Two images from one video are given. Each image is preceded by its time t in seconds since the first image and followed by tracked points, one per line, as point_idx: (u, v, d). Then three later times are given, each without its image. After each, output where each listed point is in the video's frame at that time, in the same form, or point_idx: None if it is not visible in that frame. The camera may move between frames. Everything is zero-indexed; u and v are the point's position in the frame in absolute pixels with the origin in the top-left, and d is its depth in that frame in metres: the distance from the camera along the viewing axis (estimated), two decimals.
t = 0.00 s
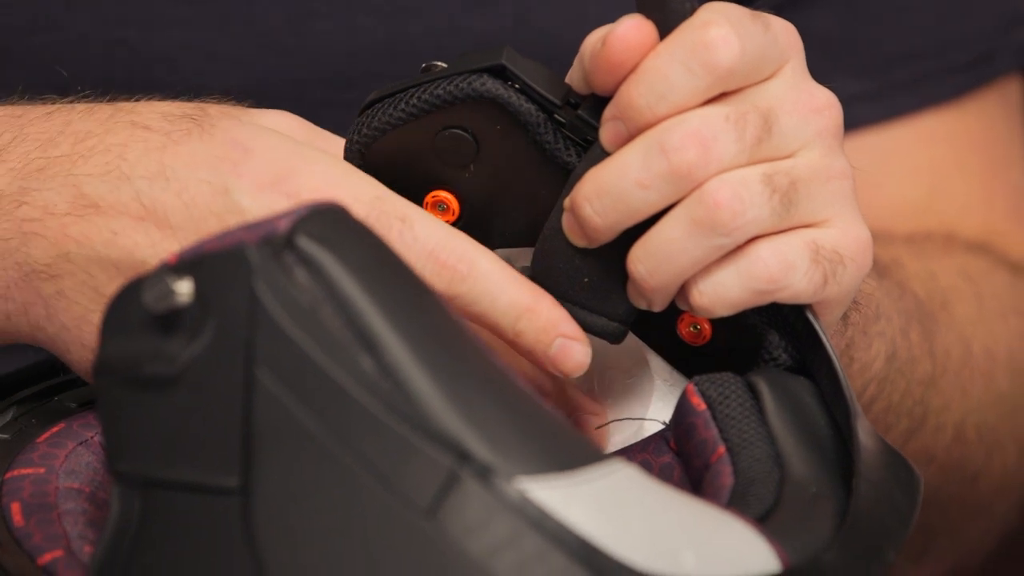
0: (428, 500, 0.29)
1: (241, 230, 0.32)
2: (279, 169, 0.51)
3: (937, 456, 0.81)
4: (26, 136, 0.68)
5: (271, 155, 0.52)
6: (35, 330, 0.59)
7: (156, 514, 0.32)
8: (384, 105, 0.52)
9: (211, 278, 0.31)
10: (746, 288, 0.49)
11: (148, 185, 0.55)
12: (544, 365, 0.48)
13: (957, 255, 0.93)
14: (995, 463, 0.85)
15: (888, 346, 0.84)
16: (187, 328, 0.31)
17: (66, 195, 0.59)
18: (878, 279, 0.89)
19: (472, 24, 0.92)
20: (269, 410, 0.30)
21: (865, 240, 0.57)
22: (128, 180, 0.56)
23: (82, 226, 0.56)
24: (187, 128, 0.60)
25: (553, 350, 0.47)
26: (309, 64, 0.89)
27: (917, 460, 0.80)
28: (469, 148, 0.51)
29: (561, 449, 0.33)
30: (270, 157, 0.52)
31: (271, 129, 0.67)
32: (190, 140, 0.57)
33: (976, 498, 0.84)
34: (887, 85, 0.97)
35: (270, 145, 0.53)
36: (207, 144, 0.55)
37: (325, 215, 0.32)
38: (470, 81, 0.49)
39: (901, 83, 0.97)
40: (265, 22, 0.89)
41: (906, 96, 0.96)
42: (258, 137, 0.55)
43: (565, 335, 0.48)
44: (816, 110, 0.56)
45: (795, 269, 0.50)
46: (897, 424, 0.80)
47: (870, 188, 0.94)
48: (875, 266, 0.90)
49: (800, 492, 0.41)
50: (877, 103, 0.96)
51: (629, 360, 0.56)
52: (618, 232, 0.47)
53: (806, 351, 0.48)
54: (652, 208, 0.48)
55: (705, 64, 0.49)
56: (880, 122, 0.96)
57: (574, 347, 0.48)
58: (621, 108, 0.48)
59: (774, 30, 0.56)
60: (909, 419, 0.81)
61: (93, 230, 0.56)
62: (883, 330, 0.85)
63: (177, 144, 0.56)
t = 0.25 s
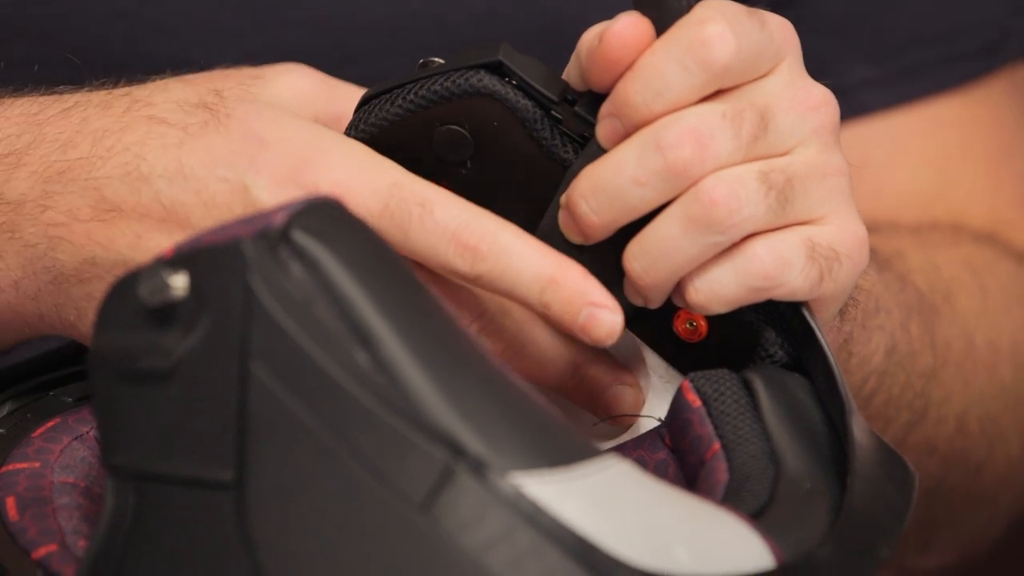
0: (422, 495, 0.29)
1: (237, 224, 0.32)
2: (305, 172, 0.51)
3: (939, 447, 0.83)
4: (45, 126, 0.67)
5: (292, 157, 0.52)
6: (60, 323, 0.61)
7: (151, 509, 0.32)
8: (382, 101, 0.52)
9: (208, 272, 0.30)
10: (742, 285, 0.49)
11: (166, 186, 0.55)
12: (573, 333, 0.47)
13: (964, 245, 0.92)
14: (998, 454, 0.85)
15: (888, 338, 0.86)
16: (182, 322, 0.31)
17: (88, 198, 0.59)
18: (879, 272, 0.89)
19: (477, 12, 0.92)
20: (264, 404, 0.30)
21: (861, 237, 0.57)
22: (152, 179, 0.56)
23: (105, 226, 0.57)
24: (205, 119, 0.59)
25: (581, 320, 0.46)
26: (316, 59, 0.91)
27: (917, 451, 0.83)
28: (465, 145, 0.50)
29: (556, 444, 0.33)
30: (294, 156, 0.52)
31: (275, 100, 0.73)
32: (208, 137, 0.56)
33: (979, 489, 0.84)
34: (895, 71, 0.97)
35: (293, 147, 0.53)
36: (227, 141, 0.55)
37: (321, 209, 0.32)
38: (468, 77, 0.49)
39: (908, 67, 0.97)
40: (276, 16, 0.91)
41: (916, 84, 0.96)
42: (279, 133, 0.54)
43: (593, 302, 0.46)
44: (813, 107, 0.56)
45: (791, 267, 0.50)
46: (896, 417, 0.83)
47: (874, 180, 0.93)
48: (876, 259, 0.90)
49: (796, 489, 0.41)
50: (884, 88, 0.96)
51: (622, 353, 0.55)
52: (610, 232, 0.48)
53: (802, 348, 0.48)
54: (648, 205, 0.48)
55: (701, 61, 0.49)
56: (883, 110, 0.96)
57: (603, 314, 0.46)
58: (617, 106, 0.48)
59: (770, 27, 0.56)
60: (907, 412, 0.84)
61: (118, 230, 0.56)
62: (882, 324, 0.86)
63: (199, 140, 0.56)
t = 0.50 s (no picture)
0: (416, 489, 0.30)
1: (229, 219, 0.32)
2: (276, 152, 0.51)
3: (935, 447, 0.83)
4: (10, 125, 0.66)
5: (263, 140, 0.52)
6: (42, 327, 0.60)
7: (145, 505, 0.32)
8: (373, 99, 0.52)
9: (201, 267, 0.31)
10: (735, 281, 0.49)
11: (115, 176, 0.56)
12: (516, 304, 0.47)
13: (964, 247, 0.93)
14: (996, 457, 0.85)
15: (883, 339, 0.85)
16: (175, 318, 0.31)
17: (25, 190, 0.60)
18: (875, 271, 0.89)
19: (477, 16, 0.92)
20: (257, 399, 0.30)
21: (854, 234, 0.58)
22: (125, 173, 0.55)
23: (88, 224, 0.56)
24: (171, 107, 0.58)
25: (522, 289, 0.46)
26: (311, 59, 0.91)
27: (914, 451, 0.82)
28: (457, 142, 0.50)
29: (549, 438, 0.33)
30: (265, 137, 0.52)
31: (221, 94, 0.74)
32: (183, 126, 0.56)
33: (977, 489, 0.85)
34: (898, 75, 0.97)
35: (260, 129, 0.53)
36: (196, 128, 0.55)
37: (314, 204, 0.32)
38: (460, 74, 0.49)
39: (913, 73, 0.98)
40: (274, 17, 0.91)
41: (923, 87, 0.97)
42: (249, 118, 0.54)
43: (533, 271, 0.46)
44: (805, 104, 0.56)
45: (784, 263, 0.50)
46: (893, 417, 0.82)
47: (875, 182, 0.94)
48: (873, 260, 0.90)
49: (789, 484, 0.40)
50: (890, 92, 0.97)
51: (616, 353, 0.56)
52: (606, 226, 0.48)
53: (796, 344, 0.48)
54: (640, 201, 0.48)
55: (692, 57, 0.49)
56: (892, 112, 0.97)
57: (544, 283, 0.46)
58: (608, 102, 0.48)
59: (762, 23, 0.56)
60: (903, 412, 0.83)
61: (100, 227, 0.56)
62: (878, 323, 0.86)
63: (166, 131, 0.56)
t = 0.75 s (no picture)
0: (413, 486, 0.30)
1: (227, 217, 0.32)
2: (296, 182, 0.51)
3: (932, 448, 0.84)
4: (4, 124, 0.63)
5: (278, 165, 0.52)
6: (9, 325, 0.57)
7: (141, 503, 0.32)
8: (370, 97, 0.52)
9: (198, 264, 0.31)
10: (731, 279, 0.49)
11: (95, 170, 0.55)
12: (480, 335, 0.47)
13: (963, 249, 0.93)
14: (995, 458, 0.86)
15: (880, 338, 0.86)
16: (172, 315, 0.31)
17: None
18: (873, 272, 0.89)
19: (476, 17, 0.92)
20: (255, 396, 0.30)
21: (851, 232, 0.58)
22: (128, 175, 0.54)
23: (82, 225, 0.54)
24: (182, 119, 0.57)
25: (492, 320, 0.47)
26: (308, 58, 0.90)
27: (911, 452, 0.83)
28: (456, 140, 0.51)
29: (546, 436, 0.33)
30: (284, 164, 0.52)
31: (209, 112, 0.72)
32: (201, 137, 0.55)
33: (976, 490, 0.86)
34: (899, 79, 0.98)
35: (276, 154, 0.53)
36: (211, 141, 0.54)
37: (311, 202, 0.32)
38: (457, 73, 0.49)
39: (919, 79, 0.98)
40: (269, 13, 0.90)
41: (928, 92, 0.97)
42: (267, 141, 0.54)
43: (504, 303, 0.47)
44: (802, 102, 0.57)
45: (781, 261, 0.50)
46: (890, 417, 0.83)
47: (877, 188, 0.94)
48: (871, 259, 0.90)
49: (786, 482, 0.40)
50: (894, 97, 0.97)
51: (614, 352, 0.56)
52: (603, 224, 0.48)
53: (792, 343, 0.47)
54: (637, 199, 0.48)
55: (689, 55, 0.49)
56: (897, 118, 0.97)
57: (513, 317, 0.47)
58: (606, 100, 0.48)
59: (758, 22, 0.56)
60: (902, 412, 0.84)
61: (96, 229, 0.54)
62: (876, 323, 0.86)
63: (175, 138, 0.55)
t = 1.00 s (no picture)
0: (410, 485, 0.30)
1: (225, 215, 0.32)
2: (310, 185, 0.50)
3: (932, 450, 0.83)
4: (19, 127, 0.65)
5: (293, 171, 0.51)
6: (21, 329, 0.57)
7: (140, 500, 0.32)
8: (369, 96, 0.52)
9: (197, 261, 0.31)
10: (731, 279, 0.49)
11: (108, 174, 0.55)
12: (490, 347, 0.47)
13: (963, 251, 0.93)
14: (995, 460, 0.85)
15: (880, 339, 0.86)
16: (169, 313, 0.31)
17: (12, 180, 0.59)
18: (872, 273, 0.90)
19: (476, 17, 0.92)
20: (252, 394, 0.30)
21: (850, 233, 0.58)
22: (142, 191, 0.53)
23: (93, 227, 0.54)
24: (195, 124, 0.57)
25: (502, 332, 0.47)
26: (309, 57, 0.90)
27: (911, 453, 0.82)
28: (455, 139, 0.51)
29: (543, 434, 0.33)
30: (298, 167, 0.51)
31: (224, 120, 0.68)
32: (214, 141, 0.54)
33: (976, 490, 0.85)
34: (900, 81, 0.98)
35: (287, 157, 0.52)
36: (223, 144, 0.54)
37: (310, 199, 0.32)
38: (457, 72, 0.49)
39: (920, 81, 0.98)
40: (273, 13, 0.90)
41: (928, 95, 0.97)
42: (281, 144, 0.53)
43: (514, 316, 0.47)
44: (801, 101, 0.57)
45: (780, 261, 0.50)
46: (891, 416, 0.82)
47: (879, 191, 0.94)
48: (870, 261, 0.91)
49: (784, 482, 0.40)
50: (894, 99, 0.97)
51: (613, 351, 0.56)
52: (603, 224, 0.48)
53: (790, 342, 0.47)
54: (636, 199, 0.48)
55: (689, 55, 0.49)
56: (896, 120, 0.97)
57: (524, 330, 0.47)
58: (606, 100, 0.48)
59: (758, 22, 0.56)
60: (902, 414, 0.83)
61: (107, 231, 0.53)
62: (876, 324, 0.87)
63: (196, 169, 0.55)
